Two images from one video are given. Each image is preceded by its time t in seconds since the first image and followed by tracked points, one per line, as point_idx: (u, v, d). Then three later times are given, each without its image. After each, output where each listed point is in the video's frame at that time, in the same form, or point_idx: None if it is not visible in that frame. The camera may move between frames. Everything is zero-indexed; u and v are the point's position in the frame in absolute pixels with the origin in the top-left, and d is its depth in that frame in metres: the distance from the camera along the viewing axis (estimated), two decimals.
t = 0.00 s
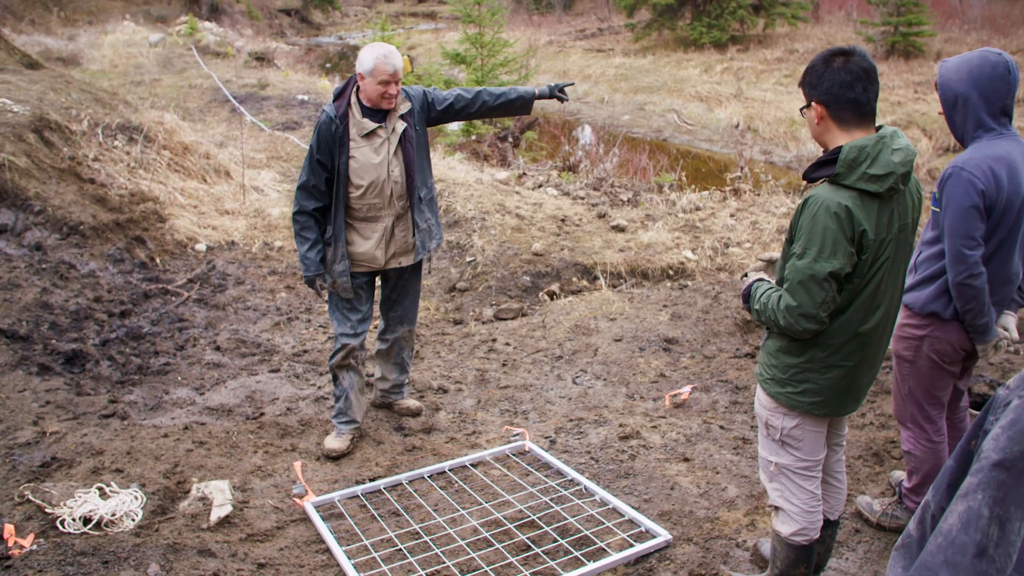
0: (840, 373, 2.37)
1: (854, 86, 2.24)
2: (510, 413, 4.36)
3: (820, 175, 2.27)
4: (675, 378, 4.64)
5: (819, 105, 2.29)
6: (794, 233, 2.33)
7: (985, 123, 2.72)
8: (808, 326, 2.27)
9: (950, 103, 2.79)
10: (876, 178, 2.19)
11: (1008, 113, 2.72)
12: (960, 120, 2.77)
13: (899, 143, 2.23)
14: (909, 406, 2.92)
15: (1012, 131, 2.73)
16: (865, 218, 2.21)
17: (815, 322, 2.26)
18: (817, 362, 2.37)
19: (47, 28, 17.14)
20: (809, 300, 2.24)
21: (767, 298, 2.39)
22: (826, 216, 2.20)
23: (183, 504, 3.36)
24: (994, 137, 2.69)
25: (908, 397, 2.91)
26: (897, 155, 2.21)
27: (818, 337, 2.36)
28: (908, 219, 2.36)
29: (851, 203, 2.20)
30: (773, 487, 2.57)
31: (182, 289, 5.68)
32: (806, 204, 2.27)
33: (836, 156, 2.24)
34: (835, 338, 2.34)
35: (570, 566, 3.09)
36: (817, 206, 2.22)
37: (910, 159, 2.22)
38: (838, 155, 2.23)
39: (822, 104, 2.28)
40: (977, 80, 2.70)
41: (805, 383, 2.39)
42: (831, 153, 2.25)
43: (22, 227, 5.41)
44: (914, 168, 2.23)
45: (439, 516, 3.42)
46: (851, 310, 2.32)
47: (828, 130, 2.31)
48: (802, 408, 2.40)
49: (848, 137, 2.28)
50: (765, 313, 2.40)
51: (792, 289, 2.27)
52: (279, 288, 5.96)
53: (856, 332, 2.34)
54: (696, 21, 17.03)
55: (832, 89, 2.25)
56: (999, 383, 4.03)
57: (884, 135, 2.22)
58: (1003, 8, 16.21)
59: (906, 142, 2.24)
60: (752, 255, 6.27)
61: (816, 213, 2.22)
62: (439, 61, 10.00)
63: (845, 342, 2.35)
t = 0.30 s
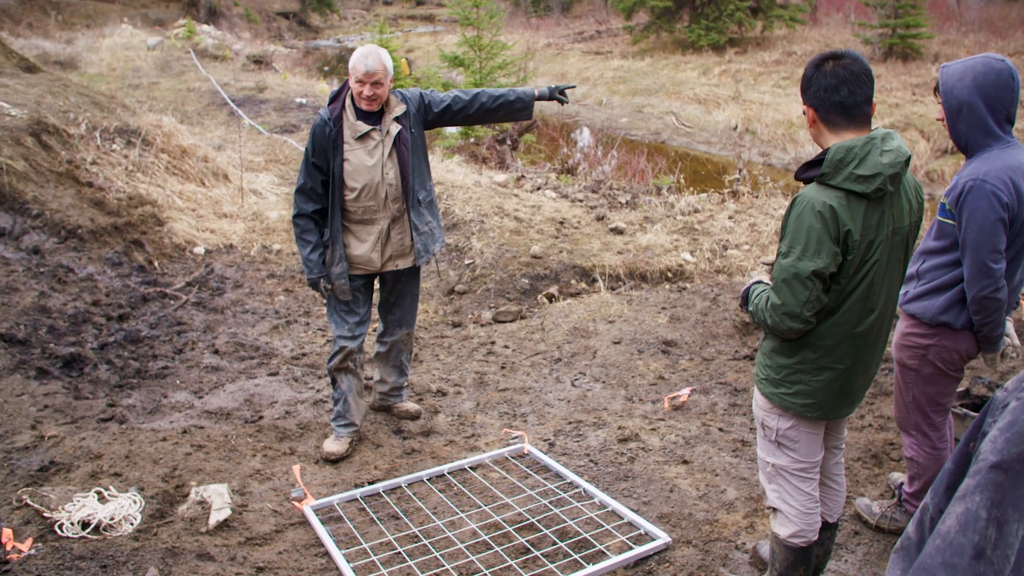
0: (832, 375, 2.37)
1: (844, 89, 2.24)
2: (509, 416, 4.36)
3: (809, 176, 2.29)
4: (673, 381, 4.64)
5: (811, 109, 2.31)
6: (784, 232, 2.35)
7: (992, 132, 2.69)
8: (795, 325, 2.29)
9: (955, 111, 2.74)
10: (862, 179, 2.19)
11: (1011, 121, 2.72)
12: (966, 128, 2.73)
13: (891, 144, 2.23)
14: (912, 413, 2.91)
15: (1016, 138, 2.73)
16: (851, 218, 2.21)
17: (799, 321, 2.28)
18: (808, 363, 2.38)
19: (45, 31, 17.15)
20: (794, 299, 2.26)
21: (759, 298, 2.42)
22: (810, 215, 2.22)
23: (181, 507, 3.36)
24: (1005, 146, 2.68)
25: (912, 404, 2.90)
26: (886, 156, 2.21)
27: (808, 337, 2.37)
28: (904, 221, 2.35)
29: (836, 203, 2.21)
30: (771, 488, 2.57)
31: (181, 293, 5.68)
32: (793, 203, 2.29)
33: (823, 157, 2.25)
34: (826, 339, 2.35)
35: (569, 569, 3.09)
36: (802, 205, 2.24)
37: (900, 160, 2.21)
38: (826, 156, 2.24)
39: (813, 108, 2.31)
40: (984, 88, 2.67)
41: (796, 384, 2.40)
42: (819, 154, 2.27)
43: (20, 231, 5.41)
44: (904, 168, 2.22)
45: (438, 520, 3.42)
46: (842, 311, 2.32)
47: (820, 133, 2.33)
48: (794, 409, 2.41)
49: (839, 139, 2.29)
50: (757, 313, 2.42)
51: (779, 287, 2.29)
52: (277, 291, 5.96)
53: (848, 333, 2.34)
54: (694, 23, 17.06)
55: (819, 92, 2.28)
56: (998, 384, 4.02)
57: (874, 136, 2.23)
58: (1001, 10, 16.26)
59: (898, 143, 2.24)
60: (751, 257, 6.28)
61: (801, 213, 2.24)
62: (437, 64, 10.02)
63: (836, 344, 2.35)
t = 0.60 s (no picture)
0: (830, 380, 2.38)
1: (842, 95, 2.25)
2: (509, 419, 4.36)
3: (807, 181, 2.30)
4: (673, 384, 4.64)
5: (812, 114, 2.33)
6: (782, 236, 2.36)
7: (991, 139, 2.70)
8: (792, 330, 2.29)
9: (954, 118, 2.76)
10: (860, 184, 2.20)
11: (1011, 128, 2.70)
12: (965, 135, 2.74)
13: (889, 149, 2.24)
14: (914, 418, 2.92)
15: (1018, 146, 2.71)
16: (848, 224, 2.22)
17: (796, 326, 2.29)
18: (807, 367, 2.38)
19: (47, 32, 17.18)
20: (791, 304, 2.26)
21: (757, 302, 2.42)
22: (807, 220, 2.23)
23: (181, 508, 3.36)
24: (1003, 153, 2.67)
25: (913, 408, 2.91)
26: (884, 162, 2.22)
27: (806, 341, 2.37)
28: (903, 226, 2.35)
29: (834, 209, 2.22)
30: (770, 492, 2.57)
31: (182, 293, 5.69)
32: (791, 208, 2.30)
33: (821, 162, 2.26)
34: (824, 344, 2.35)
35: (568, 572, 3.09)
36: (800, 210, 2.25)
37: (898, 165, 2.23)
38: (823, 161, 2.25)
39: (814, 113, 2.33)
40: (981, 95, 2.67)
41: (794, 388, 2.41)
42: (817, 159, 2.27)
43: (22, 231, 5.42)
44: (902, 174, 2.23)
45: (437, 522, 3.42)
46: (840, 316, 2.33)
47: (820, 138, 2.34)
48: (792, 413, 2.42)
49: (838, 144, 2.29)
50: (755, 318, 2.42)
51: (776, 292, 2.30)
52: (278, 292, 5.96)
53: (847, 338, 2.35)
54: (695, 26, 17.08)
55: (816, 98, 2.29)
56: (999, 389, 4.02)
57: (872, 142, 2.24)
58: (1002, 14, 16.28)
59: (896, 148, 2.25)
60: (751, 261, 6.28)
61: (799, 218, 2.25)
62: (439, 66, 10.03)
63: (834, 349, 2.35)
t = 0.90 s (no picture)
0: (837, 382, 2.37)
1: (848, 99, 2.25)
2: (513, 420, 4.36)
3: (815, 184, 2.29)
4: (678, 387, 4.63)
5: (818, 116, 2.33)
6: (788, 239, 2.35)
7: (984, 142, 2.72)
8: (800, 333, 2.29)
9: (956, 123, 2.82)
10: (868, 187, 2.19)
11: (1008, 131, 2.70)
12: (963, 138, 2.79)
13: (896, 151, 2.24)
14: (919, 419, 2.91)
15: (1018, 147, 2.68)
16: (856, 226, 2.22)
17: (804, 329, 2.28)
18: (814, 370, 2.38)
19: (53, 34, 17.24)
20: (799, 307, 2.26)
21: (763, 306, 2.42)
22: (815, 224, 2.22)
23: (186, 508, 3.36)
24: (995, 155, 2.68)
25: (918, 408, 2.90)
26: (891, 164, 2.21)
27: (813, 344, 2.37)
28: (910, 228, 2.35)
29: (842, 212, 2.21)
30: (775, 494, 2.57)
31: (187, 294, 5.70)
32: (799, 212, 2.29)
33: (829, 165, 2.26)
34: (831, 347, 2.34)
35: (573, 573, 3.09)
36: (807, 214, 2.24)
37: (905, 168, 2.23)
38: (831, 163, 2.25)
39: (819, 116, 2.33)
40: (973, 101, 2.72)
41: (801, 391, 2.41)
42: (825, 162, 2.27)
43: (28, 232, 5.44)
44: (910, 176, 2.23)
45: (441, 523, 3.42)
46: (848, 319, 2.32)
47: (826, 141, 2.34)
48: (799, 415, 2.41)
49: (844, 147, 2.29)
50: (761, 321, 2.42)
51: (783, 295, 2.29)
52: (283, 293, 5.97)
53: (854, 340, 2.34)
54: (701, 28, 17.07)
55: (817, 101, 2.31)
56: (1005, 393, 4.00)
57: (879, 144, 2.23)
58: (1009, 16, 16.24)
59: (904, 150, 2.24)
60: (756, 263, 6.27)
61: (806, 221, 2.24)
62: (444, 68, 10.04)
63: (841, 351, 2.35)
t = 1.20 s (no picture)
0: (841, 381, 2.37)
1: (853, 99, 2.25)
2: (515, 420, 4.36)
3: (819, 182, 2.29)
4: (680, 386, 4.63)
5: (825, 114, 2.32)
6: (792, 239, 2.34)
7: (984, 139, 2.73)
8: (805, 332, 2.28)
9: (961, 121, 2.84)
10: (872, 186, 2.19)
11: (1007, 128, 2.69)
12: (967, 136, 2.81)
13: (899, 150, 2.24)
14: (920, 415, 2.91)
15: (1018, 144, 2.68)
16: (862, 225, 2.22)
17: (810, 328, 2.28)
18: (818, 370, 2.38)
19: (56, 36, 17.30)
20: (805, 306, 2.25)
21: (767, 306, 2.41)
22: (821, 223, 2.22)
23: (189, 509, 3.36)
24: (991, 151, 2.69)
25: (919, 404, 2.91)
26: (895, 163, 2.22)
27: (817, 344, 2.36)
28: (914, 226, 2.35)
29: (848, 211, 2.21)
30: (778, 494, 2.56)
31: (189, 295, 5.71)
32: (803, 211, 2.29)
33: (833, 164, 2.25)
34: (836, 346, 2.34)
35: (575, 573, 3.09)
36: (812, 213, 2.24)
37: (909, 166, 2.23)
38: (835, 162, 2.24)
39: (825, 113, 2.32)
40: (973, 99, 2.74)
41: (806, 391, 2.40)
42: (829, 161, 2.27)
43: (30, 233, 5.45)
44: (913, 175, 2.23)
45: (444, 523, 3.42)
46: (852, 318, 2.32)
47: (830, 138, 2.34)
48: (803, 415, 2.41)
49: (850, 145, 2.29)
50: (766, 322, 2.41)
51: (789, 295, 2.28)
52: (285, 294, 5.98)
53: (858, 339, 2.34)
54: (703, 28, 17.06)
55: (822, 98, 2.30)
56: (1007, 392, 3.99)
57: (883, 143, 2.23)
58: (1012, 16, 16.23)
59: (907, 149, 2.24)
60: (759, 263, 6.26)
61: (812, 220, 2.24)
62: (446, 69, 10.05)
63: (845, 350, 2.35)
